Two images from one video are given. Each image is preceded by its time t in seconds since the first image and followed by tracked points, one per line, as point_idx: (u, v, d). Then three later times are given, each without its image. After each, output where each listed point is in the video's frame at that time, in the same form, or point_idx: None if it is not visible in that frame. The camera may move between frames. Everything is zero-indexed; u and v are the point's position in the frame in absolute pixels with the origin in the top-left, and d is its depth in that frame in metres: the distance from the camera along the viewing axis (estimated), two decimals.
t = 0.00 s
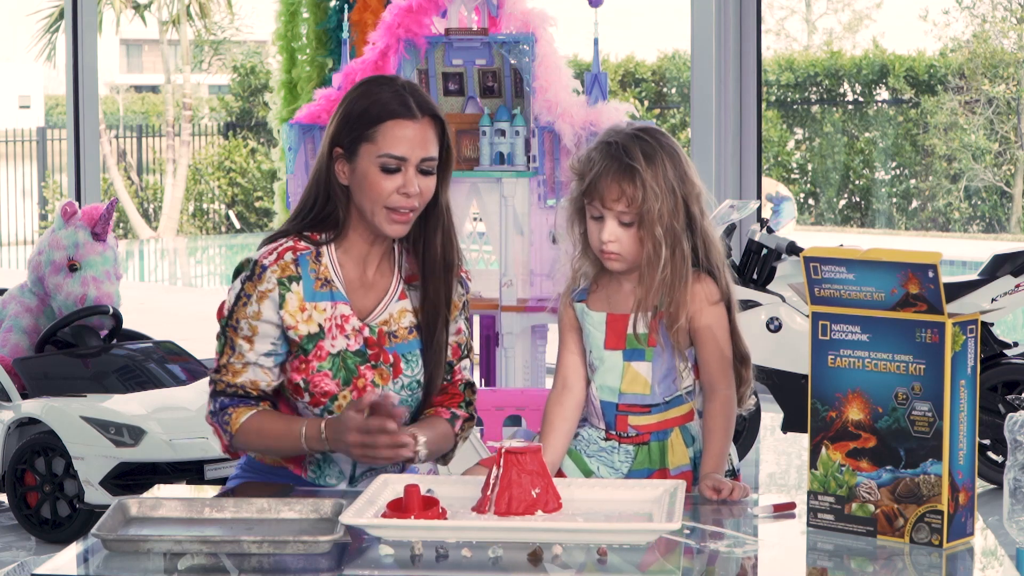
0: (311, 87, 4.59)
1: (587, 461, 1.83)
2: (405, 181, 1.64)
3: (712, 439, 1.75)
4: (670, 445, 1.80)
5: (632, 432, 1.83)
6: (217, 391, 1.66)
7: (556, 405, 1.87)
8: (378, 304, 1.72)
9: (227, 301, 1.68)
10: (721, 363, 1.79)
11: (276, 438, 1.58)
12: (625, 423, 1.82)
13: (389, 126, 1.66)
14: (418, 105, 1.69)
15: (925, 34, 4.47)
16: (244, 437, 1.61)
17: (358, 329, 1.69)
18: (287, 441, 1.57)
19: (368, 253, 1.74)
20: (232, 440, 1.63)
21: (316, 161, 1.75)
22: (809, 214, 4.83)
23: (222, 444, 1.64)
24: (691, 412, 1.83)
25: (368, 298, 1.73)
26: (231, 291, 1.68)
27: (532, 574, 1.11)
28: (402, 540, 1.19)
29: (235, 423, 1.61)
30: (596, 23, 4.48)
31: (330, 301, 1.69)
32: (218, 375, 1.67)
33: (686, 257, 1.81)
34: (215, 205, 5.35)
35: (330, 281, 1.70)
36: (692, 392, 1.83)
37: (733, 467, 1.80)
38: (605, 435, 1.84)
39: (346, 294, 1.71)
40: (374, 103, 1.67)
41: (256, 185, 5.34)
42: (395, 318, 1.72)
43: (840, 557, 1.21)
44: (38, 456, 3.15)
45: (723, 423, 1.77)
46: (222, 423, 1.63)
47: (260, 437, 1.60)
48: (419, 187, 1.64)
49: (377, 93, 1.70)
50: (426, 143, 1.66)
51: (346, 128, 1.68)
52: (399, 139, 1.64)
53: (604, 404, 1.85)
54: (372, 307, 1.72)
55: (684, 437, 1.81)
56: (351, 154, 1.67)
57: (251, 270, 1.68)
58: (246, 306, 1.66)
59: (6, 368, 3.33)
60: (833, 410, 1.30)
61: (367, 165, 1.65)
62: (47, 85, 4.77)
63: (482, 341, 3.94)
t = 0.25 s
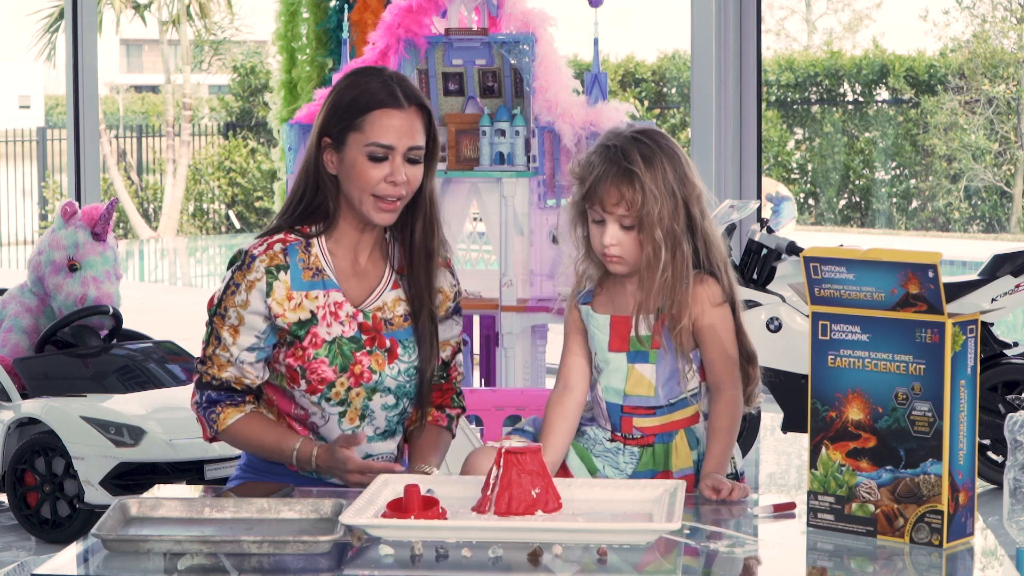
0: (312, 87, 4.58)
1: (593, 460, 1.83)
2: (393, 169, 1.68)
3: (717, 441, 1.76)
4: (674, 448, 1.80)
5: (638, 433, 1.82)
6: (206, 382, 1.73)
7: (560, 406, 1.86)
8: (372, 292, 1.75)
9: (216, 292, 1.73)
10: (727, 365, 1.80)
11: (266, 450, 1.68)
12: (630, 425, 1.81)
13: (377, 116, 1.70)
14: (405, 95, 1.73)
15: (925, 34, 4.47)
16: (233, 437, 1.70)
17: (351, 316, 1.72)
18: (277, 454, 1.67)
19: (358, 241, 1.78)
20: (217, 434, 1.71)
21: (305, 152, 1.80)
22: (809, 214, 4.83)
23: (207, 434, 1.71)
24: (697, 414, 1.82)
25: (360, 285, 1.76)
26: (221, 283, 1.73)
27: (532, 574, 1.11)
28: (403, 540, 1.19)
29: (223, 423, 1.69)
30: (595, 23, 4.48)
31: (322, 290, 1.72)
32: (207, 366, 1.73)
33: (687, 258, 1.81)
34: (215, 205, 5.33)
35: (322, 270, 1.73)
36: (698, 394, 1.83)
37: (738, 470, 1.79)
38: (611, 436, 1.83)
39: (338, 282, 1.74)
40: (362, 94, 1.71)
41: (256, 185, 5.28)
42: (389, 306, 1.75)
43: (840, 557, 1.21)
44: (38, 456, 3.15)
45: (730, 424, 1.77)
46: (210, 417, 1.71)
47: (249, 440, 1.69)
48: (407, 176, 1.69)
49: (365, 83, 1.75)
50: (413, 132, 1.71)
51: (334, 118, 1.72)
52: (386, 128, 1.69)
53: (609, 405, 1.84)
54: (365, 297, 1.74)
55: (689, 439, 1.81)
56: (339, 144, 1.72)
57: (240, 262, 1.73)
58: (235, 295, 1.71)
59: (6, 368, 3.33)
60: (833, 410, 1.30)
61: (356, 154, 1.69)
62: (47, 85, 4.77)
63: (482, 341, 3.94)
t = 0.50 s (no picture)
0: (312, 87, 4.58)
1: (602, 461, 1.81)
2: (382, 164, 1.69)
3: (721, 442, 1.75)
4: (681, 447, 1.80)
5: (644, 433, 1.82)
6: (214, 389, 1.72)
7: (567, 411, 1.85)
8: (370, 282, 1.77)
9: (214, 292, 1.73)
10: (732, 367, 1.79)
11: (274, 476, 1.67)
12: (637, 426, 1.82)
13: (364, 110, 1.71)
14: (392, 89, 1.74)
15: (925, 34, 4.47)
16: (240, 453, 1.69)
17: (350, 304, 1.74)
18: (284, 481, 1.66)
19: (351, 233, 1.79)
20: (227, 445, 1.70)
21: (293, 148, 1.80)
22: (809, 214, 4.81)
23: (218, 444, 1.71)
24: (703, 416, 1.83)
25: (357, 278, 1.78)
26: (218, 285, 1.73)
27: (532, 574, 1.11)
28: (403, 540, 1.19)
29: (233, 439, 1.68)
30: (595, 23, 4.48)
31: (318, 281, 1.73)
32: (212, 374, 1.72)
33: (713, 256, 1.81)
34: (215, 205, 5.35)
35: (316, 263, 1.74)
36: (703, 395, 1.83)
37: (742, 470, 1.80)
38: (618, 437, 1.83)
39: (332, 273, 1.75)
40: (350, 89, 1.71)
41: (256, 185, 5.25)
42: (386, 295, 1.78)
43: (840, 557, 1.21)
44: (38, 456, 3.15)
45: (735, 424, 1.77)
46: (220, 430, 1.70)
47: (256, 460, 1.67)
48: (396, 170, 1.70)
49: (352, 78, 1.75)
50: (401, 125, 1.71)
51: (321, 113, 1.73)
52: (375, 122, 1.69)
53: (615, 406, 1.84)
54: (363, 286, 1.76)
55: (694, 440, 1.81)
56: (328, 139, 1.72)
57: (234, 261, 1.72)
58: (233, 294, 1.71)
59: (6, 368, 3.32)
60: (833, 410, 1.30)
61: (345, 148, 1.70)
62: (46, 85, 4.77)
63: (482, 341, 3.95)
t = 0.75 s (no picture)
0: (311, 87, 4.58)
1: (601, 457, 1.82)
2: (376, 160, 1.72)
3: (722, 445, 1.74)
4: (682, 447, 1.80)
5: (646, 432, 1.82)
6: (216, 390, 1.72)
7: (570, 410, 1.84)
8: (368, 280, 1.78)
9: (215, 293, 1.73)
10: (737, 369, 1.79)
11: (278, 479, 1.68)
12: (638, 424, 1.83)
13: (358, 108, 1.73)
14: (386, 86, 1.76)
15: (925, 34, 4.47)
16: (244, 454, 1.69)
17: (347, 302, 1.74)
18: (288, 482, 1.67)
19: (350, 231, 1.80)
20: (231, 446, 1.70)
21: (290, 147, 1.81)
22: (809, 214, 4.84)
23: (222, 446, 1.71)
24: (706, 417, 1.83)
25: (356, 277, 1.78)
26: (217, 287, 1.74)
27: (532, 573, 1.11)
28: (403, 540, 1.19)
29: (238, 439, 1.68)
30: (595, 23, 4.47)
31: (316, 280, 1.74)
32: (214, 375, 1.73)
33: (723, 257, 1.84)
34: (215, 205, 5.34)
35: (314, 261, 1.75)
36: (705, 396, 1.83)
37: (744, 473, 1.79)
38: (620, 434, 1.85)
39: (331, 272, 1.76)
40: (345, 86, 1.74)
41: (256, 185, 5.28)
42: (385, 293, 1.78)
43: (840, 557, 1.21)
44: (38, 456, 3.15)
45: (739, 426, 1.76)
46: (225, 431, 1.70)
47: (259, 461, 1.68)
48: (390, 166, 1.72)
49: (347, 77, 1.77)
50: (395, 122, 1.74)
51: (317, 112, 1.75)
52: (369, 120, 1.72)
53: (619, 405, 1.86)
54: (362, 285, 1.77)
55: (695, 441, 1.81)
56: (323, 137, 1.74)
57: (233, 260, 1.73)
58: (233, 293, 1.71)
59: (6, 368, 3.32)
60: (833, 410, 1.30)
61: (340, 146, 1.72)
62: (46, 85, 4.76)
63: (482, 342, 3.95)
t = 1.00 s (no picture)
0: (312, 87, 4.59)
1: (616, 462, 1.79)
2: (398, 171, 1.67)
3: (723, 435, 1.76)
4: (696, 450, 1.79)
5: (658, 433, 1.80)
6: (214, 385, 1.70)
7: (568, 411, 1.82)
8: (382, 296, 1.73)
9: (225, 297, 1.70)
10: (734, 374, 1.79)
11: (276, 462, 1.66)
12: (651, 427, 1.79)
13: (380, 117, 1.68)
14: (408, 95, 1.71)
15: (925, 34, 4.47)
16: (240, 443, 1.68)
17: (363, 322, 1.69)
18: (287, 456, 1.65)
19: (370, 244, 1.76)
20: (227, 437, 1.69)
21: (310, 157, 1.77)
22: (809, 214, 4.83)
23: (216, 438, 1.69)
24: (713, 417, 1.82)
25: (372, 292, 1.74)
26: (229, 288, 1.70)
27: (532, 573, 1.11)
28: (403, 540, 1.19)
29: (233, 426, 1.67)
30: (596, 23, 4.47)
31: (332, 296, 1.70)
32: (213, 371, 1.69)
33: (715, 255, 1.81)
34: (215, 206, 5.31)
35: (332, 275, 1.71)
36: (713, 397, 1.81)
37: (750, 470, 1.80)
38: (631, 439, 1.81)
39: (348, 288, 1.72)
40: (366, 94, 1.69)
41: (256, 185, 5.24)
42: (401, 309, 1.73)
43: (840, 557, 1.21)
44: (38, 456, 3.15)
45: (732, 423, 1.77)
46: (220, 422, 1.68)
47: (256, 447, 1.67)
48: (412, 177, 1.67)
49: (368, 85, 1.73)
50: (417, 131, 1.69)
51: (337, 121, 1.71)
52: (390, 129, 1.67)
53: (628, 407, 1.82)
54: (374, 298, 1.73)
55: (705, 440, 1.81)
56: (344, 146, 1.70)
57: (250, 265, 1.70)
58: (244, 299, 1.68)
59: (6, 368, 3.32)
60: (833, 410, 1.30)
61: (360, 156, 1.67)
62: (46, 85, 4.77)
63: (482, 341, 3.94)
